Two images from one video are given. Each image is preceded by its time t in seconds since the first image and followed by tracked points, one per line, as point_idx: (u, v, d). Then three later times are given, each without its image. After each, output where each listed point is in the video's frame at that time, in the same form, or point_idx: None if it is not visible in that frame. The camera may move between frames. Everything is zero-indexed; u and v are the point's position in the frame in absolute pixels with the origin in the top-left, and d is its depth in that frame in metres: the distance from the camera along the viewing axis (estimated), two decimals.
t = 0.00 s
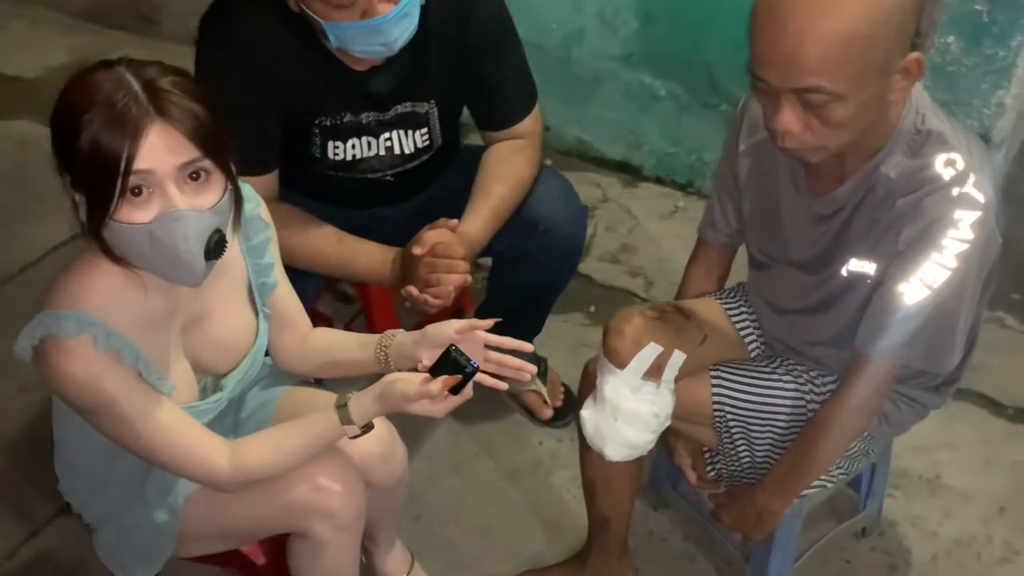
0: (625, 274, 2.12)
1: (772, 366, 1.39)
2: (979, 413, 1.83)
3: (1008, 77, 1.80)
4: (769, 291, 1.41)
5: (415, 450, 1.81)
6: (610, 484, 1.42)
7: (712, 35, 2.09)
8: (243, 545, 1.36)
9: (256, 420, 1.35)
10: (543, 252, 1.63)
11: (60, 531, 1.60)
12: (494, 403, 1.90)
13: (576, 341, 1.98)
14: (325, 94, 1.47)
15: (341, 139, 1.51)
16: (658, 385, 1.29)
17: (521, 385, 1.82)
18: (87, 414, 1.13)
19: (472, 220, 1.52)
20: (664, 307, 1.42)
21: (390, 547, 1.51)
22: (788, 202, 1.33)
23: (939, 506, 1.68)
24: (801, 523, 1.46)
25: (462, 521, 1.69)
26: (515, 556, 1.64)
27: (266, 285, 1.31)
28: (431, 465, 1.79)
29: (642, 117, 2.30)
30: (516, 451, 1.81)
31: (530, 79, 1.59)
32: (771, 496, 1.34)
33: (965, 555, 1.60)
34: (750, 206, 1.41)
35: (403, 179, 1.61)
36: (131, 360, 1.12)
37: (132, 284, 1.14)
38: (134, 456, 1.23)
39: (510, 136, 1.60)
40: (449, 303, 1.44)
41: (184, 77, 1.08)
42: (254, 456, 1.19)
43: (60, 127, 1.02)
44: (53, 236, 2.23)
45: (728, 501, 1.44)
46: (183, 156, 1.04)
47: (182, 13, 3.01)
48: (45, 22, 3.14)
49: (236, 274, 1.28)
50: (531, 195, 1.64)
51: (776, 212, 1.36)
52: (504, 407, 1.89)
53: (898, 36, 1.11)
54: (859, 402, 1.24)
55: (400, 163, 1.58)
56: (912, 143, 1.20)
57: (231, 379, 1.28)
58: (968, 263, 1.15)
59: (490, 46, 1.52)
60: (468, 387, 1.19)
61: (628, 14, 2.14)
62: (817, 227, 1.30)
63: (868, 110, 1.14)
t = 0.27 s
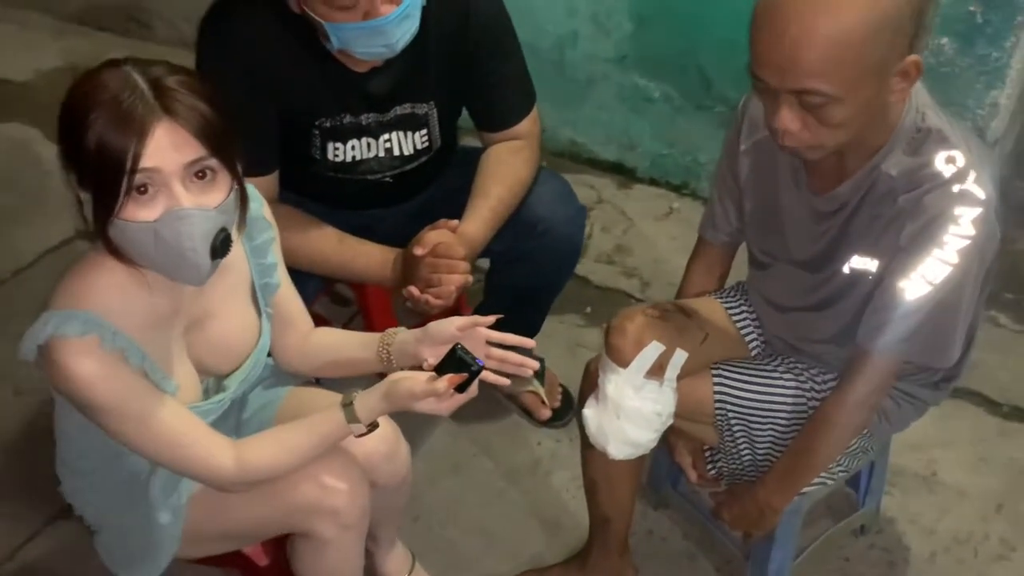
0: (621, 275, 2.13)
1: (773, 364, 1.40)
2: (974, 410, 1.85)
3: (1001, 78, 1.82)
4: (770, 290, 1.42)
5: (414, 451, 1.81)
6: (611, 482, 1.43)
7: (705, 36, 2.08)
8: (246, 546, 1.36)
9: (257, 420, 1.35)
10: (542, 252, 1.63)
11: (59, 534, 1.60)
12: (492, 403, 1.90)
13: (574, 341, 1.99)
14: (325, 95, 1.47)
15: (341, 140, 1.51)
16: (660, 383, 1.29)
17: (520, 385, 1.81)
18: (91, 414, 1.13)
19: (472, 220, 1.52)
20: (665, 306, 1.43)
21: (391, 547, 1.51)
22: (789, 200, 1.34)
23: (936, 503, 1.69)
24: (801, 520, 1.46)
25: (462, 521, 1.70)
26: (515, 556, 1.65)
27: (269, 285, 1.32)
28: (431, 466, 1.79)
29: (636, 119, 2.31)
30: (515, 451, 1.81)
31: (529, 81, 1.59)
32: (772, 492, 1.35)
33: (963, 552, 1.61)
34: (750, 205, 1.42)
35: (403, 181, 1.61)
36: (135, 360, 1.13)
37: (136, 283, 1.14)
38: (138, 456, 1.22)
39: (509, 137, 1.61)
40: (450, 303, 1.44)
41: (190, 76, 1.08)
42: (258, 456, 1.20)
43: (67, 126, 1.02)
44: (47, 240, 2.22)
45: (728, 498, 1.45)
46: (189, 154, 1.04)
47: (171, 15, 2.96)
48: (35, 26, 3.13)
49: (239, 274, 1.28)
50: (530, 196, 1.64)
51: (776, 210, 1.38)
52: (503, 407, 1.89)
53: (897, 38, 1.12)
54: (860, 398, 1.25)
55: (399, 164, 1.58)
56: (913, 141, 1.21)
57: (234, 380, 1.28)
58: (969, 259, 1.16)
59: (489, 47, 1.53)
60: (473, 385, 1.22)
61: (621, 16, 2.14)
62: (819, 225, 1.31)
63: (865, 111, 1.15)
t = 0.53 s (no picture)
0: (622, 274, 2.13)
1: (777, 363, 1.40)
2: (975, 409, 1.85)
3: (1003, 78, 1.82)
4: (775, 289, 1.43)
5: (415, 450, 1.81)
6: (616, 482, 1.43)
7: (706, 35, 2.09)
8: (247, 546, 1.37)
9: (260, 420, 1.34)
10: (545, 251, 1.63)
11: (58, 532, 1.59)
12: (493, 402, 1.90)
13: (575, 340, 1.99)
14: (328, 93, 1.46)
15: (344, 139, 1.51)
16: (665, 382, 1.29)
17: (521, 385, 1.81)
18: (95, 412, 1.12)
19: (476, 220, 1.52)
20: (670, 305, 1.43)
21: (393, 546, 1.51)
22: (795, 200, 1.34)
23: (937, 502, 1.69)
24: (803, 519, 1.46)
25: (464, 521, 1.69)
26: (517, 555, 1.65)
27: (272, 284, 1.31)
28: (432, 465, 1.78)
29: (638, 119, 2.31)
30: (516, 450, 1.81)
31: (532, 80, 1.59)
32: (776, 492, 1.36)
33: (964, 551, 1.61)
34: (755, 204, 1.42)
35: (405, 179, 1.61)
36: (141, 359, 1.13)
37: (141, 282, 1.14)
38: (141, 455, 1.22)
39: (512, 136, 1.61)
40: (453, 302, 1.43)
41: (199, 75, 1.08)
42: (263, 455, 1.20)
43: (75, 122, 1.02)
44: (47, 238, 2.21)
45: (730, 498, 1.45)
46: (196, 155, 1.04)
47: (172, 14, 2.95)
48: (34, 23, 3.12)
49: (243, 272, 1.28)
50: (533, 195, 1.64)
51: (781, 210, 1.38)
52: (504, 407, 1.89)
53: (906, 42, 1.11)
54: (865, 397, 1.26)
55: (401, 162, 1.58)
56: (920, 141, 1.21)
57: (238, 379, 1.28)
58: (975, 259, 1.16)
59: (493, 47, 1.53)
60: (479, 384, 1.23)
61: (623, 15, 2.14)
62: (824, 224, 1.31)
63: (872, 115, 1.15)
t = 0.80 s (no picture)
0: (621, 273, 2.13)
1: (777, 362, 1.41)
2: (973, 408, 1.86)
3: (1001, 78, 1.83)
4: (775, 289, 1.43)
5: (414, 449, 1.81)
6: (616, 482, 1.43)
7: (705, 34, 2.09)
8: (248, 545, 1.37)
9: (260, 418, 1.34)
10: (544, 250, 1.63)
11: (56, 531, 1.59)
12: (492, 401, 1.90)
13: (573, 339, 1.99)
14: (328, 92, 1.46)
15: (344, 137, 1.51)
16: (665, 382, 1.30)
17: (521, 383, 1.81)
18: (97, 410, 1.12)
19: (476, 219, 1.52)
20: (671, 304, 1.43)
21: (393, 545, 1.51)
22: (796, 201, 1.34)
23: (935, 501, 1.70)
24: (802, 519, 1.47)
25: (463, 519, 1.70)
26: (516, 553, 1.65)
27: (274, 283, 1.31)
28: (431, 463, 1.78)
29: (636, 118, 2.31)
30: (515, 449, 1.81)
31: (533, 79, 1.59)
32: (776, 491, 1.36)
33: (961, 549, 1.62)
34: (756, 204, 1.42)
35: (405, 178, 1.61)
36: (143, 356, 1.12)
37: (144, 281, 1.14)
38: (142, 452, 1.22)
39: (511, 135, 1.61)
40: (454, 301, 1.43)
41: (202, 73, 1.08)
42: (264, 454, 1.20)
43: (78, 120, 1.02)
44: (43, 236, 2.20)
45: (730, 496, 1.45)
46: (200, 153, 1.04)
47: (168, 12, 2.93)
48: (29, 20, 3.11)
49: (245, 271, 1.27)
50: (532, 194, 1.64)
51: (782, 210, 1.38)
52: (503, 405, 1.89)
53: (911, 48, 1.12)
54: (867, 397, 1.27)
55: (401, 161, 1.58)
56: (922, 143, 1.22)
57: (239, 377, 1.28)
58: (977, 261, 1.17)
59: (494, 47, 1.53)
60: (482, 382, 1.23)
61: (622, 14, 2.14)
62: (825, 225, 1.31)
63: (876, 119, 1.16)
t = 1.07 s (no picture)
0: (617, 272, 2.12)
1: (773, 363, 1.41)
2: (968, 409, 1.86)
3: (998, 79, 1.83)
4: (772, 289, 1.43)
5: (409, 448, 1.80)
6: (613, 483, 1.43)
7: (702, 33, 2.08)
8: (240, 544, 1.36)
9: (254, 416, 1.34)
10: (541, 249, 1.62)
11: (47, 530, 1.58)
12: (488, 400, 1.89)
13: (569, 338, 1.98)
14: (324, 89, 1.45)
15: (340, 135, 1.50)
16: (662, 382, 1.29)
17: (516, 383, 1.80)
18: (91, 409, 1.11)
19: (472, 218, 1.51)
20: (668, 305, 1.42)
21: (388, 544, 1.51)
22: (795, 202, 1.34)
23: (930, 502, 1.70)
24: (798, 519, 1.47)
25: (458, 519, 1.69)
26: (511, 553, 1.64)
27: (268, 280, 1.30)
28: (426, 463, 1.78)
29: (632, 116, 2.30)
30: (510, 449, 1.81)
31: (530, 78, 1.59)
32: (772, 491, 1.36)
33: (956, 550, 1.62)
34: (753, 204, 1.42)
35: (401, 175, 1.61)
36: (136, 354, 1.12)
37: (139, 279, 1.13)
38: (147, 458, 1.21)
39: (508, 133, 1.60)
40: (449, 300, 1.42)
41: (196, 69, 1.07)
42: (258, 454, 1.20)
43: (75, 126, 1.00)
44: (37, 232, 2.20)
45: (725, 497, 1.45)
46: (206, 151, 1.03)
47: (162, 8, 2.92)
48: (23, 15, 3.09)
49: (239, 269, 1.27)
50: (529, 193, 1.63)
51: (780, 211, 1.38)
52: (498, 405, 1.88)
53: (912, 48, 1.11)
54: (865, 398, 1.26)
55: (397, 159, 1.57)
56: (921, 144, 1.21)
57: (233, 376, 1.28)
58: (976, 263, 1.17)
59: (492, 46, 1.52)
60: (477, 382, 1.21)
61: (619, 12, 2.14)
62: (823, 225, 1.31)
63: (877, 120, 1.15)
